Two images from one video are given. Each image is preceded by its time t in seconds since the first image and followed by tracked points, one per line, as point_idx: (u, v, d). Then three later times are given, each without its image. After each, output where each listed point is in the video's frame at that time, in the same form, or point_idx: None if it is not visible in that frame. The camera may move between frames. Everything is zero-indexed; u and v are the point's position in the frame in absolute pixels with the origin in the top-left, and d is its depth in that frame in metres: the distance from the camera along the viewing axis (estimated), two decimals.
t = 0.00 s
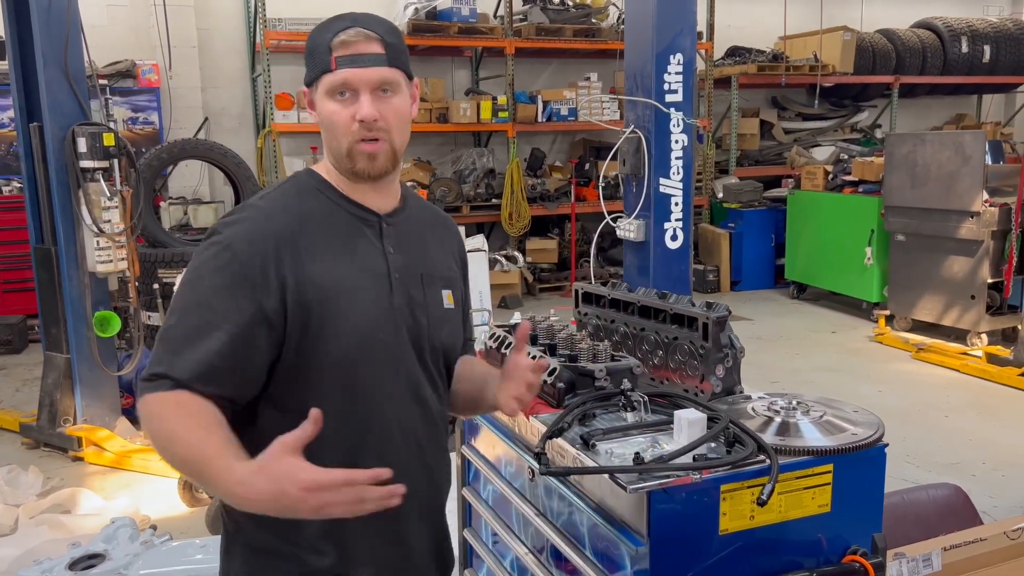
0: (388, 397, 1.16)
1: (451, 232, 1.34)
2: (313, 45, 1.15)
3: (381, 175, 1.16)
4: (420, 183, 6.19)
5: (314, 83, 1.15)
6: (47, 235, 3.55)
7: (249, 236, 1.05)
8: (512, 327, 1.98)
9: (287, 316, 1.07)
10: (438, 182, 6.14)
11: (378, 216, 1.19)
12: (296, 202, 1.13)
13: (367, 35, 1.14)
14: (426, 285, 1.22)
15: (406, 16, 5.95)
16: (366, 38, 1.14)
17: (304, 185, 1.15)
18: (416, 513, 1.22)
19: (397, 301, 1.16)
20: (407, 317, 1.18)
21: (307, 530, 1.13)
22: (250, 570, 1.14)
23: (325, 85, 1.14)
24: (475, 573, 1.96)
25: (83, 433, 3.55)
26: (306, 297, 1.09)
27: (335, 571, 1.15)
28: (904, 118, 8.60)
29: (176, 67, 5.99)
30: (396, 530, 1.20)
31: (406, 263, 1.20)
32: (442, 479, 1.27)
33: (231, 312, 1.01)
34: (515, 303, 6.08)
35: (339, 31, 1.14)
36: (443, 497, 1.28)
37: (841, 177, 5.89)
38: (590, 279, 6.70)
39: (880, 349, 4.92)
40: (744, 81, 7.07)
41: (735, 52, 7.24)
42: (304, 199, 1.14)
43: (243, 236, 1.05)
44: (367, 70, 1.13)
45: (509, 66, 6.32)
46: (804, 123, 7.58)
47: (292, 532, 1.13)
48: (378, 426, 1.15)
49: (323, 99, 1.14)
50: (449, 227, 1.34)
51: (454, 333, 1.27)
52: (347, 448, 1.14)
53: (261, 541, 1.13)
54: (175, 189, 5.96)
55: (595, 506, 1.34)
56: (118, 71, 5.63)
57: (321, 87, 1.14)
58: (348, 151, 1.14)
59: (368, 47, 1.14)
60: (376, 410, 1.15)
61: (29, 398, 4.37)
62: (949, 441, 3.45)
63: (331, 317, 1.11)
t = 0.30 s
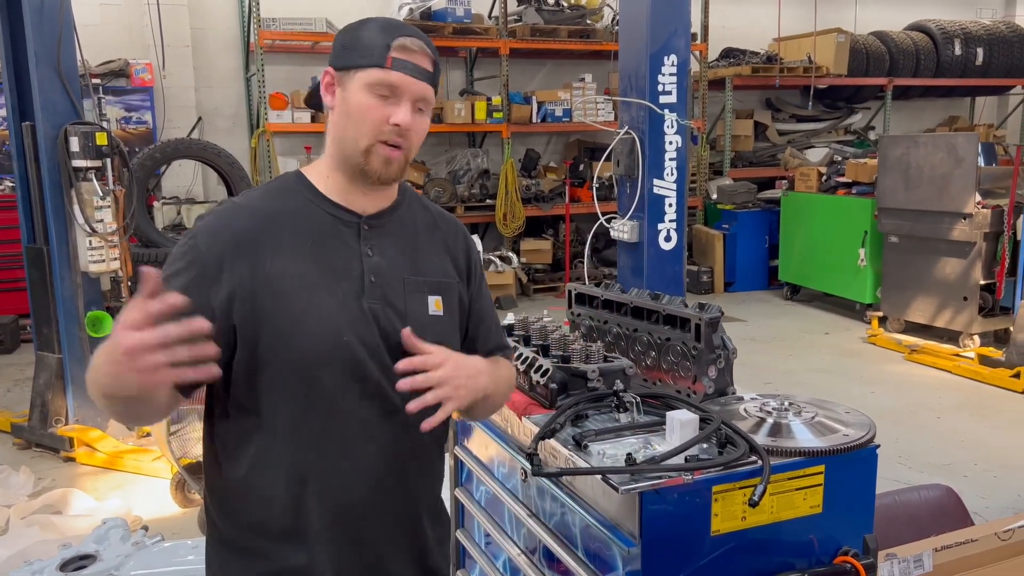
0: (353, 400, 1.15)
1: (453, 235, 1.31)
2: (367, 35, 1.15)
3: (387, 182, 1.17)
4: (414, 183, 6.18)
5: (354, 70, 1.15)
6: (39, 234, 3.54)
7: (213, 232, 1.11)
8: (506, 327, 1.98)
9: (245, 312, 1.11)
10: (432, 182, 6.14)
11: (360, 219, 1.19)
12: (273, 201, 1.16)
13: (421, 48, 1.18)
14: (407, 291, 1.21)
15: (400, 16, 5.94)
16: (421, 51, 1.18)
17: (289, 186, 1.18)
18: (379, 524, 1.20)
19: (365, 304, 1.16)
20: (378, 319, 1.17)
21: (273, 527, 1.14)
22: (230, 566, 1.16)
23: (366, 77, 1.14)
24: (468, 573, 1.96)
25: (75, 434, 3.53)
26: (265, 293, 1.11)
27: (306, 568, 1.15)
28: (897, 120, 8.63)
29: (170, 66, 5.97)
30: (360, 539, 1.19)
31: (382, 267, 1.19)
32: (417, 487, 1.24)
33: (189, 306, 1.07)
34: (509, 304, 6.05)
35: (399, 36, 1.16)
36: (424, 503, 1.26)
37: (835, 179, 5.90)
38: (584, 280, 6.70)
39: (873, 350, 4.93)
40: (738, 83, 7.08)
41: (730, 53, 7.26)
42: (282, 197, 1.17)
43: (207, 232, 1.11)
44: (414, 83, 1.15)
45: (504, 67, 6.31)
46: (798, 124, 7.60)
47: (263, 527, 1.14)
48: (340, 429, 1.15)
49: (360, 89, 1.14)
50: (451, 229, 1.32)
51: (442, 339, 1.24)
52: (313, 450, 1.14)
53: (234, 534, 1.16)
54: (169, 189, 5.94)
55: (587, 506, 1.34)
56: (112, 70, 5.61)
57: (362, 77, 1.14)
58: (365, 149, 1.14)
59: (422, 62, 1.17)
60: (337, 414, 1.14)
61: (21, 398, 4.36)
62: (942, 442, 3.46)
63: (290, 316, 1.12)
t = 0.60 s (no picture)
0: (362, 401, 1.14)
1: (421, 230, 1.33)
2: (416, 63, 1.14)
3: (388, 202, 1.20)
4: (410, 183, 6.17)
5: (400, 98, 1.13)
6: (33, 234, 3.53)
7: (202, 244, 1.06)
8: (500, 328, 1.97)
9: (245, 323, 1.08)
10: (428, 182, 6.14)
11: (347, 220, 1.18)
12: (256, 206, 1.13)
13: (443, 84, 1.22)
14: (398, 289, 1.21)
15: (396, 16, 5.94)
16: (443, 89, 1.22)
17: (266, 190, 1.15)
18: (388, 529, 1.20)
19: (363, 305, 1.15)
20: (375, 319, 1.17)
21: (279, 535, 1.13)
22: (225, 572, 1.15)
23: (414, 107, 1.14)
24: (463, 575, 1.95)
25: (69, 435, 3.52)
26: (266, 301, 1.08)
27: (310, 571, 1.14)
28: (893, 121, 8.65)
29: (165, 66, 5.95)
30: (369, 544, 1.18)
31: (373, 266, 1.19)
32: (421, 485, 1.25)
33: (188, 324, 1.03)
34: (505, 305, 6.03)
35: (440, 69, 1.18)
36: (424, 504, 1.26)
37: (830, 180, 5.91)
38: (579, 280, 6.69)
39: (869, 351, 4.94)
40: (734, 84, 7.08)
41: (725, 54, 7.27)
42: (264, 201, 1.14)
43: (193, 244, 1.06)
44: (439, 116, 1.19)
45: (500, 67, 6.31)
46: (794, 125, 7.61)
47: (270, 537, 1.12)
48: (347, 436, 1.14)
49: (406, 119, 1.14)
50: (419, 224, 1.33)
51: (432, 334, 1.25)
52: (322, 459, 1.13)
53: (235, 541, 1.13)
54: (164, 189, 5.92)
55: (582, 508, 1.33)
56: (106, 70, 5.59)
57: (410, 107, 1.14)
58: (396, 175, 1.16)
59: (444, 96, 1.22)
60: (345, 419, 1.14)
61: (15, 398, 4.34)
62: (937, 443, 3.47)
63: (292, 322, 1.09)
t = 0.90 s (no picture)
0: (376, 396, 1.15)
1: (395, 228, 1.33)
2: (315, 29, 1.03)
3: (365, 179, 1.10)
4: (407, 184, 6.16)
5: (310, 70, 1.04)
6: (30, 233, 3.52)
7: (227, 244, 0.99)
8: (497, 329, 1.97)
9: (271, 326, 1.02)
10: (425, 183, 6.14)
11: (343, 217, 1.16)
12: (262, 204, 1.07)
13: (377, 32, 1.09)
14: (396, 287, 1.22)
15: (393, 16, 5.94)
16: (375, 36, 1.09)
17: (262, 189, 1.09)
18: (405, 526, 1.19)
19: (373, 302, 1.15)
20: (383, 316, 1.17)
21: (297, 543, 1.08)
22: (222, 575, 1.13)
23: (327, 73, 1.03)
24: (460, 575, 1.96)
25: (65, 435, 3.51)
26: (294, 300, 1.04)
27: (324, 574, 1.10)
28: (890, 122, 8.66)
29: (162, 65, 5.94)
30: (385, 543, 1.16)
31: (373, 264, 1.18)
32: (422, 483, 1.25)
33: (221, 329, 0.95)
34: (502, 305, 6.02)
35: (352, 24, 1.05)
36: (425, 504, 1.26)
37: (828, 180, 5.91)
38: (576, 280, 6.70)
39: (866, 352, 4.95)
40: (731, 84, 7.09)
41: (723, 55, 7.28)
42: (268, 200, 1.08)
43: (218, 243, 0.98)
44: (378, 69, 1.07)
45: (497, 67, 6.31)
46: (791, 126, 7.62)
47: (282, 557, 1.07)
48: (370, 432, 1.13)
49: (324, 88, 1.03)
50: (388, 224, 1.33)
51: (422, 328, 1.28)
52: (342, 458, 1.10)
53: (246, 558, 1.05)
54: (161, 189, 5.92)
55: (580, 509, 1.33)
56: (103, 69, 5.57)
57: (324, 75, 1.03)
58: (345, 148, 1.06)
59: (378, 44, 1.07)
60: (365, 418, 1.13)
61: (11, 398, 4.34)
62: (934, 443, 3.47)
63: (319, 321, 1.06)
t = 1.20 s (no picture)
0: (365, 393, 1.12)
1: (393, 231, 1.33)
2: (282, 35, 1.07)
3: (342, 183, 1.13)
4: (405, 183, 6.15)
5: (279, 76, 1.08)
6: (28, 233, 3.51)
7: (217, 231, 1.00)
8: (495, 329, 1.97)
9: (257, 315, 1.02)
10: (424, 183, 6.12)
11: (333, 217, 1.17)
12: (252, 201, 1.09)
13: (348, 35, 1.10)
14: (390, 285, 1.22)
15: (392, 16, 5.94)
16: (346, 37, 1.10)
17: (253, 186, 1.11)
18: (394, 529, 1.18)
19: (363, 299, 1.15)
20: (373, 312, 1.17)
21: (283, 542, 1.07)
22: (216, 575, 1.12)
23: (294, 79, 1.07)
24: None
25: (63, 435, 3.50)
26: (275, 291, 1.04)
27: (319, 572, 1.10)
28: (889, 122, 8.67)
29: (161, 65, 5.94)
30: (374, 543, 1.15)
31: (364, 262, 1.19)
32: (418, 489, 1.23)
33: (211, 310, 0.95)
34: (501, 305, 6.03)
35: (317, 26, 1.08)
36: (421, 509, 1.24)
37: (826, 180, 5.91)
38: (575, 280, 6.70)
39: (864, 351, 4.95)
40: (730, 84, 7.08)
41: (721, 54, 7.28)
42: (257, 198, 1.10)
43: (207, 229, 1.00)
44: (346, 72, 1.08)
45: (496, 67, 6.29)
46: (790, 126, 7.62)
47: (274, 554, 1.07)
48: (358, 435, 1.11)
49: (292, 94, 1.07)
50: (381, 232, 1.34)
51: (418, 329, 1.26)
52: (330, 459, 1.09)
53: (231, 557, 1.05)
54: (159, 188, 5.91)
55: (578, 509, 1.32)
56: (102, 69, 5.57)
57: (290, 80, 1.07)
58: (314, 154, 1.09)
59: (348, 48, 1.09)
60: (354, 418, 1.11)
61: (9, 398, 4.33)
62: (934, 443, 3.47)
63: (302, 313, 1.06)
